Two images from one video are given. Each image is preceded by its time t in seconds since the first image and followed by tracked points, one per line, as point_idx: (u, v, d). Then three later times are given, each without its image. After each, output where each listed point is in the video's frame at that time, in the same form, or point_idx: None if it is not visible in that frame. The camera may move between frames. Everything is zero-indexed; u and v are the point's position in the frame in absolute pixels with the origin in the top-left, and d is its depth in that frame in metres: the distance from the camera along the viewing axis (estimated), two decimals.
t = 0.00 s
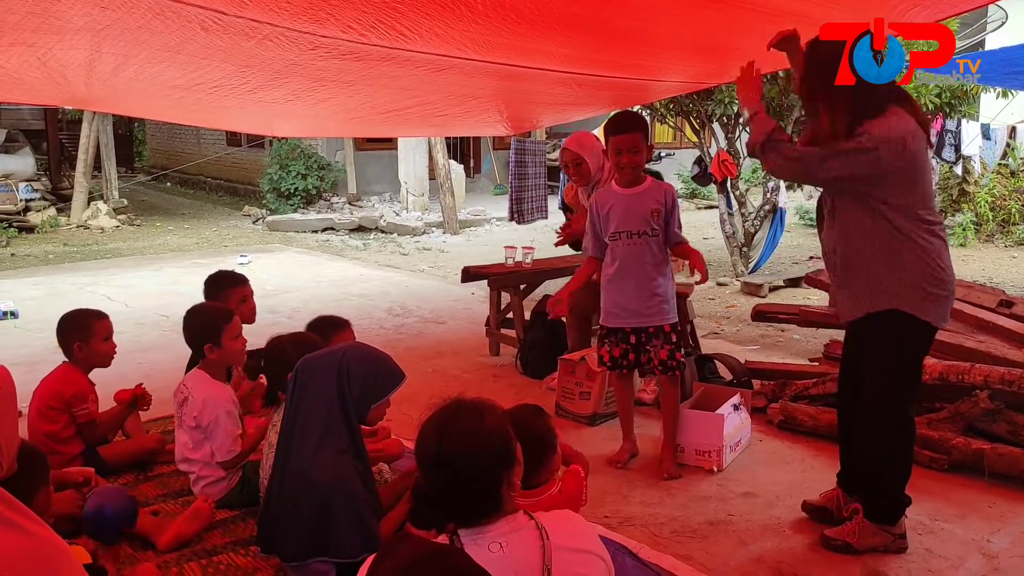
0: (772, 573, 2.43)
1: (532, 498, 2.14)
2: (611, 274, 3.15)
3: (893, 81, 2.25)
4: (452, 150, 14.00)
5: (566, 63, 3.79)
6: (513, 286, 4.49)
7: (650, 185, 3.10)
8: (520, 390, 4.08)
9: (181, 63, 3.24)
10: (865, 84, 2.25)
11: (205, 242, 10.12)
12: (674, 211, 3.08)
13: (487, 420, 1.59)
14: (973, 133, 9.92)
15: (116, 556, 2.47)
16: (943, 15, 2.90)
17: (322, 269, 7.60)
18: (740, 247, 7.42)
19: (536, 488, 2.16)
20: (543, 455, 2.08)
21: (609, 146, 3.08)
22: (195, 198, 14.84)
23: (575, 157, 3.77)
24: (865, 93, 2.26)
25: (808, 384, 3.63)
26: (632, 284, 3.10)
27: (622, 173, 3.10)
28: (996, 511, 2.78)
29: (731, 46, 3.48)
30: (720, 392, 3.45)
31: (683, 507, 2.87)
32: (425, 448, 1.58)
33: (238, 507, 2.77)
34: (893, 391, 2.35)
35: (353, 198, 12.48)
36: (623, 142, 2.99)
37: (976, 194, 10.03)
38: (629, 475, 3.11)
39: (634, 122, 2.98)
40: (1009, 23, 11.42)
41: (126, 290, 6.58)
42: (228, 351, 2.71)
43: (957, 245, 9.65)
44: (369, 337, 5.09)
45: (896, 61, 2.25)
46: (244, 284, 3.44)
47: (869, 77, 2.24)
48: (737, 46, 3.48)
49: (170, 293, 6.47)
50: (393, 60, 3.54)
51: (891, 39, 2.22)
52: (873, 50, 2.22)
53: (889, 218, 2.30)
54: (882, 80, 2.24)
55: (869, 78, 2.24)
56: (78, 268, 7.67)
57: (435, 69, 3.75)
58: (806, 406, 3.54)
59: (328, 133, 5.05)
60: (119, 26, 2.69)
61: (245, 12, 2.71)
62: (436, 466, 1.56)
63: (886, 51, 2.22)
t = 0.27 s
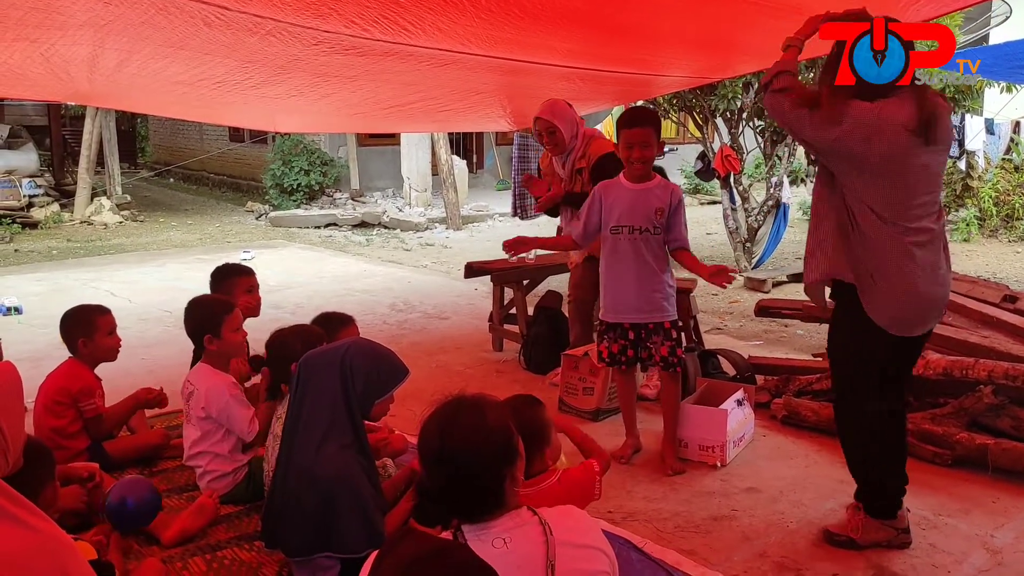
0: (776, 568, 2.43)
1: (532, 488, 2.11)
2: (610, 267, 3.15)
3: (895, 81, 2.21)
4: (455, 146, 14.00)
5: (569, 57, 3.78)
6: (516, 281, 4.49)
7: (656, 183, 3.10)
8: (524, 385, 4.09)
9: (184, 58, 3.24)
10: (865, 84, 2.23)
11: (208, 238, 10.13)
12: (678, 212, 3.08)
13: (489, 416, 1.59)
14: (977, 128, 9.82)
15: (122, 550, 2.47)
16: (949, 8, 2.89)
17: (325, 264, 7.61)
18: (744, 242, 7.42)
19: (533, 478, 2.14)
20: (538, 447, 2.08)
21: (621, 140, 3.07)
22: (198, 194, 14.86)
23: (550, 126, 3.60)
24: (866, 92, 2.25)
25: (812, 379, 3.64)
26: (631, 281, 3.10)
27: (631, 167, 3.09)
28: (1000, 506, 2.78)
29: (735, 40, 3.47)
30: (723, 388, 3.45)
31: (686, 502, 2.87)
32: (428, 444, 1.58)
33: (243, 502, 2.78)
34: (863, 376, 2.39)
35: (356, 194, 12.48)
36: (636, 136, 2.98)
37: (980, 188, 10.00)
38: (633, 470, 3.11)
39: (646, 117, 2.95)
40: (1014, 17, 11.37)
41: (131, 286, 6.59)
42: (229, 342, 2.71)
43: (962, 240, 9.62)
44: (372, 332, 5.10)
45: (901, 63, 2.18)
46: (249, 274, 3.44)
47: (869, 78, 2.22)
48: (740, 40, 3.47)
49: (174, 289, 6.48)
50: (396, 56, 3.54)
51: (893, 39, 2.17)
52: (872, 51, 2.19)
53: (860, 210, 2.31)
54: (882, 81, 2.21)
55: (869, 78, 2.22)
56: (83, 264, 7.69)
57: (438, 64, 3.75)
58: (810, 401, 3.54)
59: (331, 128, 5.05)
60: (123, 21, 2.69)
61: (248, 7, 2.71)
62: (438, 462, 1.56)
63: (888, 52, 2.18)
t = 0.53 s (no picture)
0: (777, 565, 2.43)
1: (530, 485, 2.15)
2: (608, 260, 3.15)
3: (896, 81, 2.31)
4: (456, 143, 13.99)
5: (570, 54, 3.78)
6: (517, 278, 4.49)
7: (658, 182, 3.09)
8: (525, 383, 4.09)
9: (185, 56, 3.23)
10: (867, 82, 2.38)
11: (209, 235, 10.13)
12: (679, 211, 3.06)
13: (489, 412, 1.60)
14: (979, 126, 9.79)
15: (122, 547, 2.47)
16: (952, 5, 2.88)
17: (326, 262, 7.60)
18: (745, 240, 7.40)
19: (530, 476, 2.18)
20: (536, 443, 2.08)
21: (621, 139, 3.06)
22: (199, 192, 14.86)
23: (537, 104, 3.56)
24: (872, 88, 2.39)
25: (813, 376, 3.65)
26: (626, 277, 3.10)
27: (634, 165, 3.08)
28: (1001, 504, 2.78)
29: (737, 37, 3.46)
30: (724, 385, 3.44)
31: (687, 500, 2.87)
32: (428, 441, 1.59)
33: (243, 498, 2.78)
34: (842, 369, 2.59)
35: (357, 191, 12.47)
36: (640, 133, 2.96)
37: (981, 186, 9.97)
38: (634, 468, 3.11)
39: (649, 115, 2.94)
40: (1016, 14, 11.34)
41: (131, 284, 6.59)
42: (228, 334, 2.70)
43: (963, 238, 9.60)
44: (373, 330, 5.10)
45: (901, 63, 2.26)
46: (249, 276, 3.44)
47: (870, 76, 2.35)
48: (742, 38, 3.46)
49: (175, 287, 6.48)
50: (397, 53, 3.54)
51: (893, 40, 2.24)
52: (873, 51, 2.28)
53: (833, 202, 2.51)
54: (882, 80, 2.33)
55: (870, 77, 2.35)
56: (84, 261, 7.70)
57: (439, 61, 3.74)
58: (811, 398, 3.53)
59: (332, 125, 5.05)
60: (124, 18, 2.69)
61: (249, 4, 2.71)
62: (438, 459, 1.57)
63: (888, 52, 2.26)
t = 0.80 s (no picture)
0: (777, 566, 2.43)
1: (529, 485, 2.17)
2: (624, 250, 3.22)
3: (895, 82, 2.31)
4: (457, 143, 13.99)
5: (571, 55, 3.78)
6: (518, 278, 4.50)
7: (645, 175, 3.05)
8: (525, 383, 4.09)
9: (185, 56, 3.24)
10: (865, 83, 2.35)
11: (210, 235, 10.14)
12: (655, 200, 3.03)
13: (491, 414, 1.60)
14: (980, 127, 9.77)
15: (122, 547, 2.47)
16: (952, 5, 2.88)
17: (327, 262, 7.60)
18: (745, 240, 7.39)
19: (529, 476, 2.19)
20: (535, 445, 2.08)
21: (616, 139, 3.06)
22: (200, 192, 14.87)
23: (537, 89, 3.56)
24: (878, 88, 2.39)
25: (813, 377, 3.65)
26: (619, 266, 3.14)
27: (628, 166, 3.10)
28: (1001, 504, 2.78)
29: (737, 38, 3.46)
30: (724, 385, 3.44)
31: (688, 500, 2.87)
32: (430, 443, 1.59)
33: (244, 498, 2.78)
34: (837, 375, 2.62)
35: (358, 191, 12.47)
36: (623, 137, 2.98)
37: (982, 186, 9.96)
38: (634, 468, 3.11)
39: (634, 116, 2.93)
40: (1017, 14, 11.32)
41: (132, 284, 6.59)
42: (229, 336, 2.71)
43: (964, 239, 9.58)
44: (374, 330, 5.10)
45: (900, 63, 2.29)
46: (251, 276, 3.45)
47: (869, 77, 2.33)
48: (742, 38, 3.46)
49: (176, 286, 6.48)
50: (397, 53, 3.54)
51: (893, 40, 2.28)
52: (873, 51, 2.30)
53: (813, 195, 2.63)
54: (881, 80, 2.32)
55: (869, 78, 2.34)
56: (85, 261, 7.71)
57: (440, 61, 3.74)
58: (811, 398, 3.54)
59: (333, 126, 5.05)
60: (124, 18, 2.69)
61: (250, 4, 2.71)
62: (440, 460, 1.57)
63: (888, 52, 2.29)
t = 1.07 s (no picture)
0: (777, 566, 2.43)
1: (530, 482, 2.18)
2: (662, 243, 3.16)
3: (896, 81, 2.29)
4: (458, 143, 13.99)
5: (572, 55, 3.78)
6: (518, 279, 4.50)
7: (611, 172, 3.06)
8: (525, 383, 4.09)
9: (186, 56, 3.24)
10: (866, 82, 2.34)
11: (211, 235, 10.14)
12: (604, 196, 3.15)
13: (491, 416, 1.60)
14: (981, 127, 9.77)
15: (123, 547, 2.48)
16: (953, 5, 2.88)
17: (328, 262, 7.61)
18: (746, 241, 7.39)
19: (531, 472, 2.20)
20: (536, 445, 2.08)
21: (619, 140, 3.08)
22: (201, 191, 14.88)
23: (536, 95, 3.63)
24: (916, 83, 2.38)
25: (813, 377, 3.65)
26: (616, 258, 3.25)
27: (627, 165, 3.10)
28: (1002, 505, 2.78)
29: (738, 38, 3.46)
30: (724, 386, 3.44)
31: (688, 501, 2.87)
32: (430, 444, 1.59)
33: (245, 499, 2.78)
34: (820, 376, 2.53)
35: (359, 191, 12.48)
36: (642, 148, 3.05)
37: (983, 186, 9.94)
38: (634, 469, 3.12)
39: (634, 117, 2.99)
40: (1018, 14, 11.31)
41: (133, 284, 6.59)
42: (238, 338, 2.73)
43: (964, 239, 9.58)
44: (374, 330, 5.10)
45: (901, 62, 2.27)
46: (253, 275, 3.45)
47: (869, 77, 2.33)
48: (743, 38, 3.47)
49: (176, 286, 6.49)
50: (398, 53, 3.55)
51: (893, 40, 2.27)
52: (873, 50, 2.30)
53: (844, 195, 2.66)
54: (882, 80, 2.31)
55: (869, 77, 2.33)
56: (86, 261, 7.71)
57: (440, 61, 3.75)
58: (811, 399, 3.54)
59: (334, 126, 5.05)
60: (125, 18, 2.69)
61: (251, 4, 2.71)
62: (441, 460, 1.58)
63: (888, 52, 2.28)
